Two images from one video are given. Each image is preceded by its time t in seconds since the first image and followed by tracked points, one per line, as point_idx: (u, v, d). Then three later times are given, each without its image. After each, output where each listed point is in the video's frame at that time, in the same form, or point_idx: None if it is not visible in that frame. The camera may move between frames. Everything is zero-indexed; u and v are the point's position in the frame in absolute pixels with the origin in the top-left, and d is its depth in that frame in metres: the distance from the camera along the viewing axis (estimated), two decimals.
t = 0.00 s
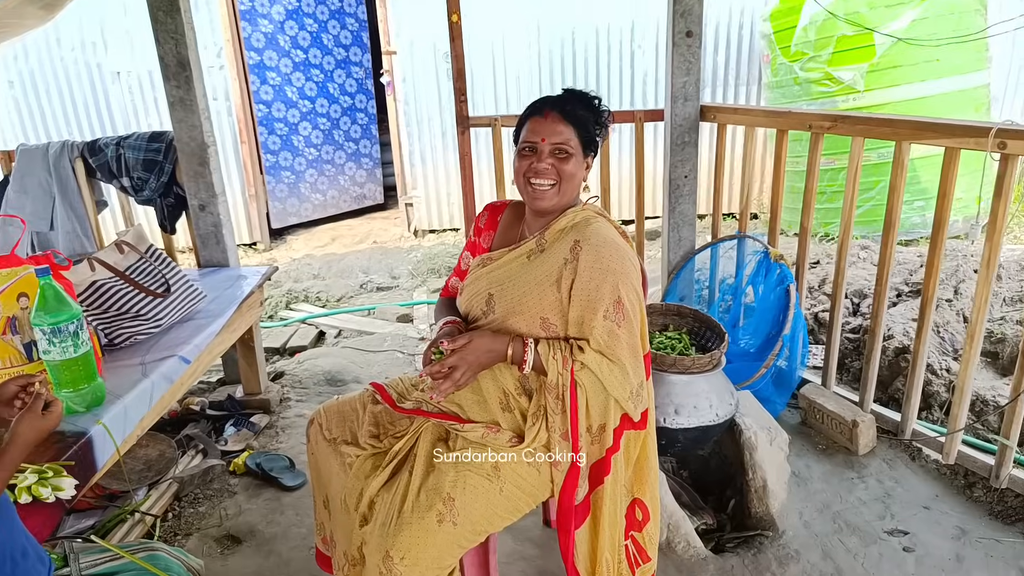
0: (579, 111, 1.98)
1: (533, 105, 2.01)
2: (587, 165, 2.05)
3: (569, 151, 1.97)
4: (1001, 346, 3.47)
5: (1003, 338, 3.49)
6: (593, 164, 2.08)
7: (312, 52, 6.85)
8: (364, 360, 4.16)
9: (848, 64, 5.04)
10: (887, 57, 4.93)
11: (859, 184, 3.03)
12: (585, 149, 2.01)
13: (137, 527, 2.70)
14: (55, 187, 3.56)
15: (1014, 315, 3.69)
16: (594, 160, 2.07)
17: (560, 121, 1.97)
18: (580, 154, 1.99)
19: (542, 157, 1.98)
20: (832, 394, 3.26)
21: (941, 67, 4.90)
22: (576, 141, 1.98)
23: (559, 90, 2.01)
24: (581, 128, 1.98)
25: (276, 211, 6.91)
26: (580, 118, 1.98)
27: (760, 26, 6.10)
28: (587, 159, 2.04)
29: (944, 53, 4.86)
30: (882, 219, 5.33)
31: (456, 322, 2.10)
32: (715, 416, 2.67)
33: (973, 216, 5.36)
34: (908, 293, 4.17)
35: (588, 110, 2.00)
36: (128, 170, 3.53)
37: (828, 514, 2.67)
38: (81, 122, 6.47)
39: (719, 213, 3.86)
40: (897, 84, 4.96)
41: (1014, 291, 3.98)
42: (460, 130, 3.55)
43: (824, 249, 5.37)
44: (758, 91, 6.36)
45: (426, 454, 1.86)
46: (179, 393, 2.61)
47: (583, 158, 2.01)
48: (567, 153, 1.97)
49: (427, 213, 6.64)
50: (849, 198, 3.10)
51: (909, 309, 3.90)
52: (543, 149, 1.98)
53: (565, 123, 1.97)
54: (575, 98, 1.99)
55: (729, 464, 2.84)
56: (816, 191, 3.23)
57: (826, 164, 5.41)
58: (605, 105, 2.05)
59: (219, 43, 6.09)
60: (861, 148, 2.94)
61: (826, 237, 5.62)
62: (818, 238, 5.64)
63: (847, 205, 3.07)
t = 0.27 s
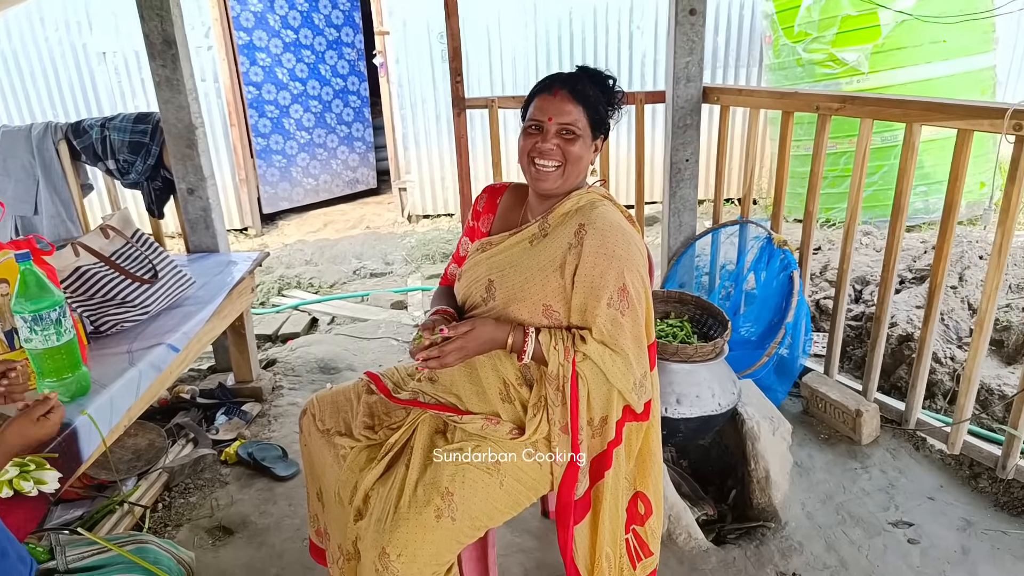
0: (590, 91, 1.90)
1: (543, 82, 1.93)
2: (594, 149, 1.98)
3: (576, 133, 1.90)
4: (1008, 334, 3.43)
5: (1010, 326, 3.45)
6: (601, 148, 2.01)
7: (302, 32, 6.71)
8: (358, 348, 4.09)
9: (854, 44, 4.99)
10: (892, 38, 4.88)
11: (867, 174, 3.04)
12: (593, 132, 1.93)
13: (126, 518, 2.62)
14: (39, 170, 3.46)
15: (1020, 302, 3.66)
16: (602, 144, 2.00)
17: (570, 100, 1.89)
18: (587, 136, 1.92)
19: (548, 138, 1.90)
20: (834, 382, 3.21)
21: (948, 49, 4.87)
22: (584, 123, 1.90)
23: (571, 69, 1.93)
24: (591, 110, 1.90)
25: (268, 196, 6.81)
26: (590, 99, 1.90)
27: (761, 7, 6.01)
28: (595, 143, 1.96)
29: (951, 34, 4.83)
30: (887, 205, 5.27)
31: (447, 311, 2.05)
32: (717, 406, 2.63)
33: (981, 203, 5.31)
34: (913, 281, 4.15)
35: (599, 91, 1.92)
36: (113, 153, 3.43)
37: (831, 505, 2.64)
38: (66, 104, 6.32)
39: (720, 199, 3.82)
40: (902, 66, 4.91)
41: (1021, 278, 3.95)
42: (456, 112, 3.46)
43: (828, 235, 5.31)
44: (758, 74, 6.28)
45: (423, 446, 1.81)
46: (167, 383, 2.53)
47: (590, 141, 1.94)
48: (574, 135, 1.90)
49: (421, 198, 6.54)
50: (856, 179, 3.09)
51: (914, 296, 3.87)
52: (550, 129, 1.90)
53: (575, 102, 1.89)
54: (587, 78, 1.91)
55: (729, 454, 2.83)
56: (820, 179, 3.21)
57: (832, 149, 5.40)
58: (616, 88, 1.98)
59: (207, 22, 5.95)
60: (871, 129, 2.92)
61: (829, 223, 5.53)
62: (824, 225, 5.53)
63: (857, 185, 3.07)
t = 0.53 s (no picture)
0: (603, 89, 1.81)
1: (554, 78, 1.84)
2: (604, 150, 1.88)
3: (586, 132, 1.81)
4: None
5: None
6: (612, 150, 1.92)
7: (316, 32, 6.67)
8: (362, 348, 4.01)
9: (880, 42, 4.87)
10: (919, 36, 4.78)
11: (895, 177, 2.94)
12: (604, 132, 1.84)
13: (118, 522, 2.51)
14: (51, 167, 3.26)
15: None
16: (613, 146, 1.91)
17: (581, 97, 1.80)
18: (597, 137, 1.83)
19: (556, 137, 1.81)
20: (858, 397, 3.20)
21: (980, 47, 4.73)
22: (595, 122, 1.81)
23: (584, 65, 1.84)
24: (603, 109, 1.81)
25: (278, 193, 6.76)
26: (603, 97, 1.81)
27: (781, 6, 5.88)
28: (606, 143, 1.87)
29: (984, 32, 4.68)
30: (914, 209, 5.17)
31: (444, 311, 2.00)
32: (731, 420, 2.58)
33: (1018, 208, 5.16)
34: (941, 290, 4.05)
35: (613, 88, 1.83)
36: (123, 149, 3.25)
37: (854, 530, 2.58)
38: (84, 103, 6.31)
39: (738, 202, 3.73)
40: (931, 65, 4.81)
41: None
42: (465, 110, 3.37)
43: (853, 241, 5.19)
44: (777, 74, 6.13)
45: (419, 459, 1.74)
46: (164, 384, 2.42)
47: (600, 142, 1.84)
48: (584, 134, 1.81)
49: (430, 198, 6.47)
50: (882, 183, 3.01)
51: (942, 307, 3.76)
52: (558, 127, 1.81)
53: (586, 100, 1.80)
54: (601, 75, 1.83)
55: (743, 470, 2.75)
56: (845, 182, 3.12)
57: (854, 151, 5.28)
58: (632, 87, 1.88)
59: (223, 22, 5.91)
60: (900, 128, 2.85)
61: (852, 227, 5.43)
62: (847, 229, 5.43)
63: (884, 189, 2.99)
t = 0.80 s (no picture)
0: (599, 104, 1.71)
1: (550, 95, 1.76)
2: (607, 166, 1.79)
3: (582, 151, 1.72)
4: None
5: None
6: (617, 164, 1.82)
7: (334, 37, 6.64)
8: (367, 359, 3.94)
9: (907, 59, 4.73)
10: (948, 53, 4.62)
11: (924, 199, 2.82)
12: (605, 148, 1.74)
13: (104, 539, 2.43)
14: (57, 167, 3.21)
15: None
16: (617, 160, 1.81)
17: (576, 114, 1.71)
18: (596, 154, 1.73)
19: (552, 157, 1.73)
20: (881, 429, 3.09)
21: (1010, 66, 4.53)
22: (591, 139, 1.72)
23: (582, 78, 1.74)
24: (600, 124, 1.71)
25: (291, 197, 6.73)
26: (599, 111, 1.71)
27: (806, 19, 5.75)
28: (608, 159, 1.77)
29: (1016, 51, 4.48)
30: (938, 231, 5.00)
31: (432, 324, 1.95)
32: (746, 453, 2.47)
33: None
34: (969, 318, 3.92)
35: (613, 102, 1.72)
36: (131, 152, 3.20)
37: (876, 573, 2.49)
38: (102, 103, 6.33)
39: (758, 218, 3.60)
40: (959, 84, 4.65)
41: None
42: (476, 120, 3.29)
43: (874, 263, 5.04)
44: (800, 88, 5.99)
45: (410, 492, 1.68)
46: (157, 395, 2.36)
47: (600, 159, 1.75)
48: (580, 153, 1.72)
49: (444, 206, 6.41)
50: (910, 204, 2.89)
51: (971, 335, 3.62)
52: (554, 147, 1.73)
53: (581, 117, 1.71)
54: (597, 88, 1.73)
55: (758, 504, 2.76)
56: (871, 203, 2.99)
57: (880, 169, 5.13)
58: (634, 96, 1.77)
59: (241, 26, 5.90)
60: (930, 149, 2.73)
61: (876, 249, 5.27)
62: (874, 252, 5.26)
63: (911, 211, 2.86)
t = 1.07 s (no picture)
0: (594, 115, 1.63)
1: (546, 117, 1.72)
2: (620, 176, 1.69)
3: (583, 167, 1.66)
4: None
5: None
6: (635, 170, 1.70)
7: (381, 37, 6.67)
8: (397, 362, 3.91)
9: (972, 79, 4.49)
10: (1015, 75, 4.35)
11: (984, 228, 2.66)
12: (611, 157, 1.65)
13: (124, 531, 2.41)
14: (103, 158, 3.27)
15: None
16: (635, 164, 1.69)
17: (569, 132, 1.65)
18: (600, 166, 1.65)
19: (556, 179, 1.69)
20: (926, 468, 2.93)
21: None
22: (591, 152, 1.64)
23: (574, 94, 1.69)
24: (599, 135, 1.63)
25: (331, 196, 6.79)
26: (595, 122, 1.63)
27: (865, 34, 5.54)
28: (618, 168, 1.67)
29: None
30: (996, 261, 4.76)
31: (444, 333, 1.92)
32: (780, 485, 2.37)
33: None
34: None
35: (609, 110, 1.64)
36: (173, 145, 3.25)
37: None
38: (153, 95, 6.48)
39: (805, 237, 3.47)
40: None
41: None
42: (517, 126, 3.24)
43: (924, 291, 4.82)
44: (857, 105, 5.77)
45: (424, 511, 1.65)
46: (183, 389, 2.36)
47: (607, 171, 1.66)
48: (582, 169, 1.66)
49: (482, 210, 6.38)
50: (969, 233, 2.73)
51: None
52: (553, 169, 1.69)
53: (578, 132, 1.64)
54: (591, 99, 1.65)
55: (794, 539, 2.65)
56: (927, 229, 2.84)
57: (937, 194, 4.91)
58: (636, 95, 1.66)
59: (289, 23, 5.98)
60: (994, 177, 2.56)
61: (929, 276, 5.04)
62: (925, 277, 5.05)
63: (970, 240, 2.70)
